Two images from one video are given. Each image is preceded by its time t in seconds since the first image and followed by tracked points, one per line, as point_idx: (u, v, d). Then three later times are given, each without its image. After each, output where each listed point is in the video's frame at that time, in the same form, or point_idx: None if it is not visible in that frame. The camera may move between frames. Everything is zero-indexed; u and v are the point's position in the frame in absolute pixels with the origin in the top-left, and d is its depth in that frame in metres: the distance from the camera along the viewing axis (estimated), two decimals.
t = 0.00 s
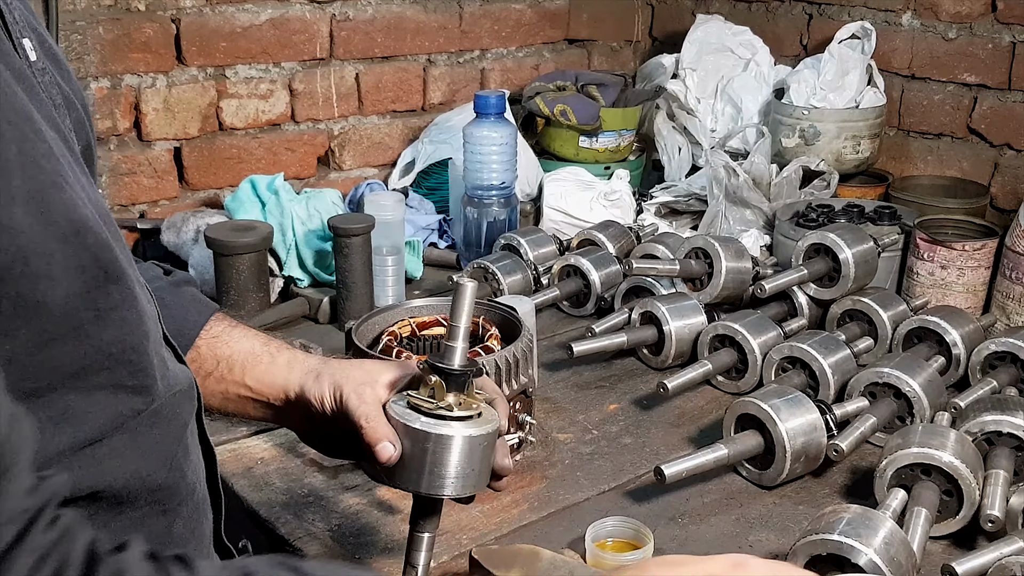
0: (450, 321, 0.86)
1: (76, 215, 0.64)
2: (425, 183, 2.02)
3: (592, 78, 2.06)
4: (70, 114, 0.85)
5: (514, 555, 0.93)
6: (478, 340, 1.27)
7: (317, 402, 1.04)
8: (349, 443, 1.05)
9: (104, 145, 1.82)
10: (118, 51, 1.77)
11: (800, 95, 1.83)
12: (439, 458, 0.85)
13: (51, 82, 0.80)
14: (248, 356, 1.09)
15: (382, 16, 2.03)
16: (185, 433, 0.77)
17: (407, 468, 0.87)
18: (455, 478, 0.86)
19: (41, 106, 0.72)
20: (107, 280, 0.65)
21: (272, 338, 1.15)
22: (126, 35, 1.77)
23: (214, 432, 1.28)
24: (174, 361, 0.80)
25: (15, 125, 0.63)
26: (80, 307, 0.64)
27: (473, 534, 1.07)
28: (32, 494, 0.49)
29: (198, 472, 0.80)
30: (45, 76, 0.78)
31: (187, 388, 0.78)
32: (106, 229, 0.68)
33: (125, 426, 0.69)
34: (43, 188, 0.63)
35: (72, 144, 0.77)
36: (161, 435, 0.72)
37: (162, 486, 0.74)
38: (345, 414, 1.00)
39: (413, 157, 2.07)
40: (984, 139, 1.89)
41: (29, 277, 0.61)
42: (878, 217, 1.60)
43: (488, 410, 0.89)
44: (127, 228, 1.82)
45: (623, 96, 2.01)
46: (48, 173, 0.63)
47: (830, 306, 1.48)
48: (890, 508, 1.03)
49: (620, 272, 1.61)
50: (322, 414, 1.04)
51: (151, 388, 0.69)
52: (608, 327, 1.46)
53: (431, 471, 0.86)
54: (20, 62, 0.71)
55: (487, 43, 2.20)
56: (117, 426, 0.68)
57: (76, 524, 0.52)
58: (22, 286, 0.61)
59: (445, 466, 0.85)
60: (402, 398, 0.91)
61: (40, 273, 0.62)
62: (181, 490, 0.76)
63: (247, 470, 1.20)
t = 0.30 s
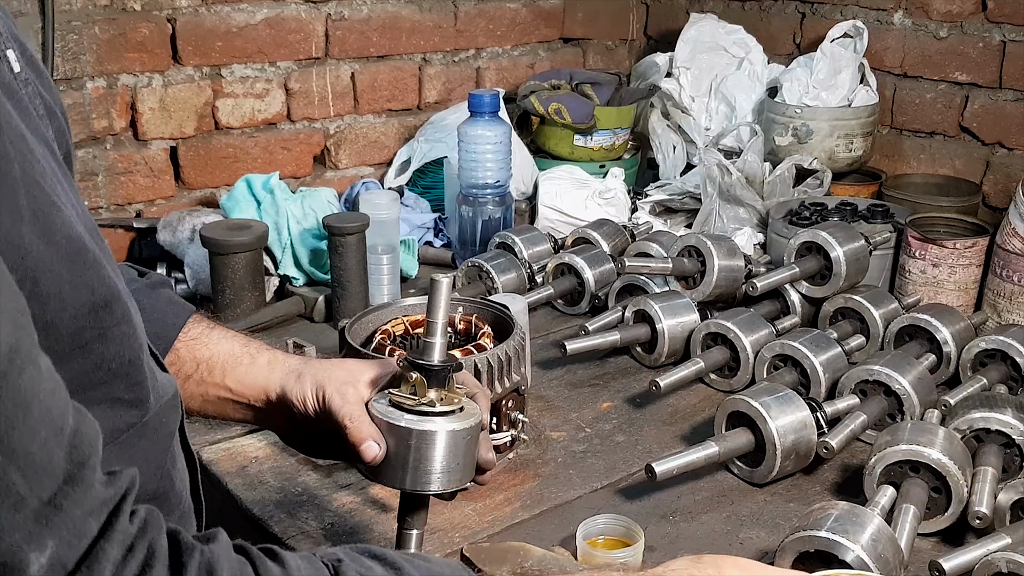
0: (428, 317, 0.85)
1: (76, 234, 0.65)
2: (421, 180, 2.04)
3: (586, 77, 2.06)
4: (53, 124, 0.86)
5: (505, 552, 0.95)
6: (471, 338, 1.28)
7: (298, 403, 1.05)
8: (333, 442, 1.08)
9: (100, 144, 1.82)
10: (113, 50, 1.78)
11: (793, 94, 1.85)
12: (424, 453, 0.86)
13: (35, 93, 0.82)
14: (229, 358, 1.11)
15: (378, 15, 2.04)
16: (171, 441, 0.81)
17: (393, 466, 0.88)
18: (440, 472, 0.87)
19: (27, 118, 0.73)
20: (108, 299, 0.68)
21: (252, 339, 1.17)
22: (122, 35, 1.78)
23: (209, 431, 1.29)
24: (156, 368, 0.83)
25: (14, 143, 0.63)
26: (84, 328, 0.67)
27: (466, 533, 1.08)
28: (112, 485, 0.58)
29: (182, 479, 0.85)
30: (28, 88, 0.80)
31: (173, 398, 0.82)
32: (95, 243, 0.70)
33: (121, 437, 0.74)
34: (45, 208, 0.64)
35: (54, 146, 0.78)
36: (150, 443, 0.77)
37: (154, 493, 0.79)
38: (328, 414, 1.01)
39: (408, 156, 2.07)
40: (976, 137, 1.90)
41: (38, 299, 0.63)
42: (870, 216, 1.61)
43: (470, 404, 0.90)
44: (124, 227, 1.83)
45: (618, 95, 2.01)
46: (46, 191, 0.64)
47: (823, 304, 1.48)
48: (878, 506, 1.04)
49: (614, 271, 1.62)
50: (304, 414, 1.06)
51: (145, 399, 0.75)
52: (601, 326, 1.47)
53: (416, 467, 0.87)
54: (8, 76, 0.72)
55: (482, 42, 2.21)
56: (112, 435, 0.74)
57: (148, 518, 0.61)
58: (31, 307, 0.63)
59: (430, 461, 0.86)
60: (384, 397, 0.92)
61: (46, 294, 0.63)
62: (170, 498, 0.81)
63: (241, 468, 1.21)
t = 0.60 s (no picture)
0: (421, 319, 0.86)
1: (48, 254, 0.72)
2: (414, 179, 2.04)
3: (580, 76, 2.07)
4: (24, 133, 0.87)
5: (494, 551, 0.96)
6: (462, 337, 1.28)
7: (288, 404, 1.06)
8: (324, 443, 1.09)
9: (93, 142, 1.82)
10: (106, 48, 1.78)
11: (785, 94, 1.85)
12: (417, 456, 0.87)
13: (5, 103, 0.84)
14: (219, 358, 1.11)
15: (371, 13, 2.04)
16: (153, 454, 0.81)
17: (385, 468, 0.89)
18: (432, 475, 0.87)
19: None
20: (83, 317, 0.73)
21: (243, 339, 1.17)
22: (115, 32, 1.78)
23: (201, 429, 1.29)
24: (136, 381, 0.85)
25: None
26: (59, 346, 0.71)
27: (457, 531, 1.08)
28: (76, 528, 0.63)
29: (165, 496, 0.84)
30: None
31: (152, 411, 0.83)
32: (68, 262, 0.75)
33: (103, 453, 0.75)
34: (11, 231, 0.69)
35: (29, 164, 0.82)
36: (130, 458, 0.77)
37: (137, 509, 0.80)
38: (320, 415, 1.02)
39: (402, 154, 2.08)
40: (967, 137, 1.90)
41: (10, 319, 0.68)
42: (862, 215, 1.61)
43: (463, 405, 0.90)
44: (117, 225, 1.83)
45: (611, 93, 2.01)
46: (17, 216, 0.71)
47: (813, 303, 1.49)
48: (866, 504, 1.04)
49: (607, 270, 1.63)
50: (296, 414, 1.06)
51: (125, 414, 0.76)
52: (594, 324, 1.47)
53: (408, 469, 0.88)
54: None
55: (476, 41, 2.21)
56: (93, 451, 0.75)
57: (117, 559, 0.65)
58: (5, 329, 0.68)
59: (422, 463, 0.87)
60: (377, 398, 0.92)
61: (19, 314, 0.69)
62: (153, 513, 0.80)
63: (233, 466, 1.21)
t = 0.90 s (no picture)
0: (428, 311, 0.85)
1: (46, 237, 0.66)
2: (413, 170, 2.03)
3: (579, 68, 2.07)
4: (23, 116, 0.87)
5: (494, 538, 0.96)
6: (461, 326, 1.28)
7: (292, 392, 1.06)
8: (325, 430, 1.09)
9: (90, 131, 1.82)
10: (103, 37, 1.77)
11: (784, 87, 1.85)
12: (420, 447, 0.87)
13: (4, 86, 0.83)
14: (224, 344, 1.11)
15: (370, 4, 2.03)
16: (158, 436, 0.79)
17: (388, 459, 0.89)
18: (434, 466, 0.87)
19: None
20: (81, 303, 0.68)
21: (246, 326, 1.16)
22: (112, 22, 1.77)
23: (199, 417, 1.29)
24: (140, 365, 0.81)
25: None
26: (60, 333, 0.66)
27: (456, 519, 1.08)
28: (88, 498, 0.66)
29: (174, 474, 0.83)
30: None
31: (156, 394, 0.79)
32: (65, 243, 0.70)
33: (105, 437, 0.71)
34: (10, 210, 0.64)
35: (24, 144, 0.80)
36: (135, 441, 0.74)
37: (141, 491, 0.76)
38: (324, 403, 1.02)
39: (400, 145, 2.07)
40: (966, 131, 1.90)
41: (10, 303, 0.63)
42: (862, 208, 1.61)
43: (468, 399, 0.90)
44: (115, 214, 1.82)
45: (611, 86, 2.01)
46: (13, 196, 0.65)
47: (813, 295, 1.49)
48: (865, 493, 1.04)
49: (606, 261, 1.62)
50: (300, 401, 1.07)
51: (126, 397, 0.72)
52: (593, 316, 1.47)
53: (411, 460, 0.88)
54: None
55: (475, 32, 2.21)
56: (93, 436, 0.70)
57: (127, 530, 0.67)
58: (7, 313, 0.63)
59: (425, 456, 0.87)
60: (382, 387, 0.93)
61: (19, 300, 0.63)
62: (161, 494, 0.78)
63: (231, 455, 1.21)
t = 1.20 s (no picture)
0: (416, 296, 0.85)
1: (45, 200, 0.67)
2: (407, 159, 2.03)
3: (575, 58, 2.06)
4: (26, 84, 0.87)
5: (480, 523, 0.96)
6: (452, 313, 1.27)
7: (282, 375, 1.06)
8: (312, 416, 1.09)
9: (85, 116, 1.81)
10: (99, 21, 1.76)
11: (780, 78, 1.85)
12: (407, 433, 0.86)
13: (7, 54, 0.84)
14: (214, 326, 1.10)
15: None
16: (152, 401, 0.79)
17: (374, 443, 0.89)
18: (421, 452, 0.87)
19: None
20: (79, 266, 0.69)
21: (237, 308, 1.16)
22: (108, 6, 1.76)
23: (188, 400, 1.28)
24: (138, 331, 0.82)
25: None
26: (63, 295, 0.67)
27: (443, 505, 1.07)
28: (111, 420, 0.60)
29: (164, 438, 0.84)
30: None
31: (154, 359, 0.80)
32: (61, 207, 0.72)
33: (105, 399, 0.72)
34: (14, 172, 0.65)
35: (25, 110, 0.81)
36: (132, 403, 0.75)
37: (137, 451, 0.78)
38: (311, 386, 1.02)
39: (394, 134, 2.06)
40: (961, 124, 1.90)
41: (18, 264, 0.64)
42: (856, 200, 1.61)
43: (456, 383, 0.90)
44: (108, 199, 1.81)
45: (607, 75, 2.00)
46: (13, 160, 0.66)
47: (805, 286, 1.49)
48: (853, 482, 1.04)
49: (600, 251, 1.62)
50: (288, 384, 1.06)
51: (123, 360, 0.73)
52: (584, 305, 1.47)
53: (397, 445, 0.87)
54: None
55: (471, 21, 2.20)
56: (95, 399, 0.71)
57: (149, 457, 0.63)
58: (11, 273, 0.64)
59: (412, 441, 0.87)
60: (369, 371, 0.92)
61: (27, 258, 0.65)
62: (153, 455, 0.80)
63: (219, 439, 1.20)
